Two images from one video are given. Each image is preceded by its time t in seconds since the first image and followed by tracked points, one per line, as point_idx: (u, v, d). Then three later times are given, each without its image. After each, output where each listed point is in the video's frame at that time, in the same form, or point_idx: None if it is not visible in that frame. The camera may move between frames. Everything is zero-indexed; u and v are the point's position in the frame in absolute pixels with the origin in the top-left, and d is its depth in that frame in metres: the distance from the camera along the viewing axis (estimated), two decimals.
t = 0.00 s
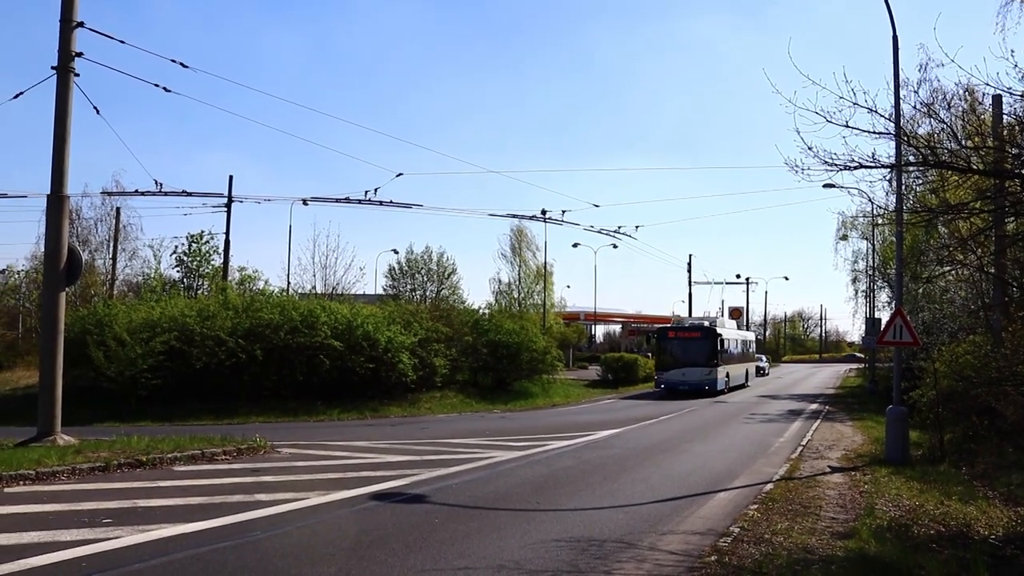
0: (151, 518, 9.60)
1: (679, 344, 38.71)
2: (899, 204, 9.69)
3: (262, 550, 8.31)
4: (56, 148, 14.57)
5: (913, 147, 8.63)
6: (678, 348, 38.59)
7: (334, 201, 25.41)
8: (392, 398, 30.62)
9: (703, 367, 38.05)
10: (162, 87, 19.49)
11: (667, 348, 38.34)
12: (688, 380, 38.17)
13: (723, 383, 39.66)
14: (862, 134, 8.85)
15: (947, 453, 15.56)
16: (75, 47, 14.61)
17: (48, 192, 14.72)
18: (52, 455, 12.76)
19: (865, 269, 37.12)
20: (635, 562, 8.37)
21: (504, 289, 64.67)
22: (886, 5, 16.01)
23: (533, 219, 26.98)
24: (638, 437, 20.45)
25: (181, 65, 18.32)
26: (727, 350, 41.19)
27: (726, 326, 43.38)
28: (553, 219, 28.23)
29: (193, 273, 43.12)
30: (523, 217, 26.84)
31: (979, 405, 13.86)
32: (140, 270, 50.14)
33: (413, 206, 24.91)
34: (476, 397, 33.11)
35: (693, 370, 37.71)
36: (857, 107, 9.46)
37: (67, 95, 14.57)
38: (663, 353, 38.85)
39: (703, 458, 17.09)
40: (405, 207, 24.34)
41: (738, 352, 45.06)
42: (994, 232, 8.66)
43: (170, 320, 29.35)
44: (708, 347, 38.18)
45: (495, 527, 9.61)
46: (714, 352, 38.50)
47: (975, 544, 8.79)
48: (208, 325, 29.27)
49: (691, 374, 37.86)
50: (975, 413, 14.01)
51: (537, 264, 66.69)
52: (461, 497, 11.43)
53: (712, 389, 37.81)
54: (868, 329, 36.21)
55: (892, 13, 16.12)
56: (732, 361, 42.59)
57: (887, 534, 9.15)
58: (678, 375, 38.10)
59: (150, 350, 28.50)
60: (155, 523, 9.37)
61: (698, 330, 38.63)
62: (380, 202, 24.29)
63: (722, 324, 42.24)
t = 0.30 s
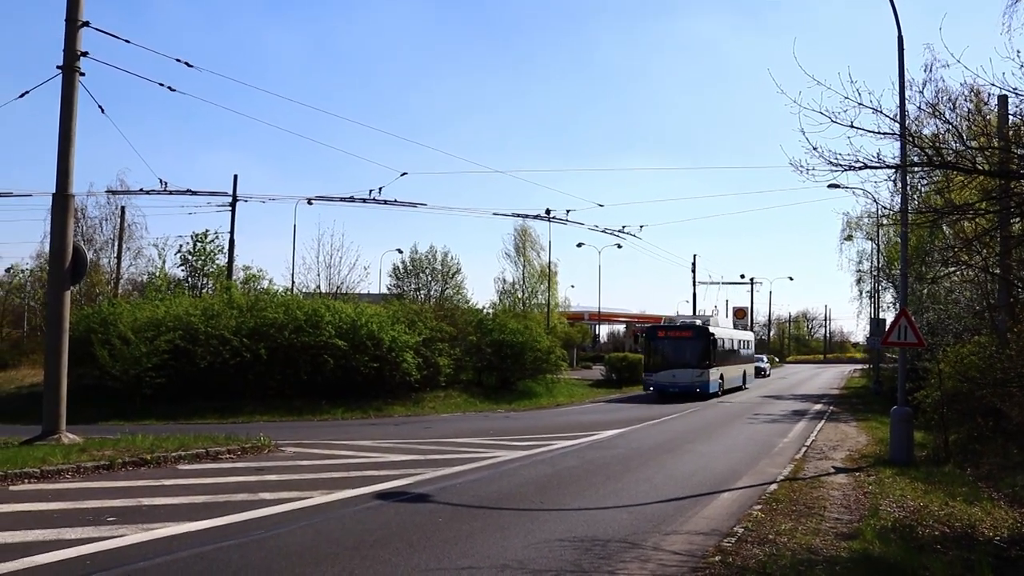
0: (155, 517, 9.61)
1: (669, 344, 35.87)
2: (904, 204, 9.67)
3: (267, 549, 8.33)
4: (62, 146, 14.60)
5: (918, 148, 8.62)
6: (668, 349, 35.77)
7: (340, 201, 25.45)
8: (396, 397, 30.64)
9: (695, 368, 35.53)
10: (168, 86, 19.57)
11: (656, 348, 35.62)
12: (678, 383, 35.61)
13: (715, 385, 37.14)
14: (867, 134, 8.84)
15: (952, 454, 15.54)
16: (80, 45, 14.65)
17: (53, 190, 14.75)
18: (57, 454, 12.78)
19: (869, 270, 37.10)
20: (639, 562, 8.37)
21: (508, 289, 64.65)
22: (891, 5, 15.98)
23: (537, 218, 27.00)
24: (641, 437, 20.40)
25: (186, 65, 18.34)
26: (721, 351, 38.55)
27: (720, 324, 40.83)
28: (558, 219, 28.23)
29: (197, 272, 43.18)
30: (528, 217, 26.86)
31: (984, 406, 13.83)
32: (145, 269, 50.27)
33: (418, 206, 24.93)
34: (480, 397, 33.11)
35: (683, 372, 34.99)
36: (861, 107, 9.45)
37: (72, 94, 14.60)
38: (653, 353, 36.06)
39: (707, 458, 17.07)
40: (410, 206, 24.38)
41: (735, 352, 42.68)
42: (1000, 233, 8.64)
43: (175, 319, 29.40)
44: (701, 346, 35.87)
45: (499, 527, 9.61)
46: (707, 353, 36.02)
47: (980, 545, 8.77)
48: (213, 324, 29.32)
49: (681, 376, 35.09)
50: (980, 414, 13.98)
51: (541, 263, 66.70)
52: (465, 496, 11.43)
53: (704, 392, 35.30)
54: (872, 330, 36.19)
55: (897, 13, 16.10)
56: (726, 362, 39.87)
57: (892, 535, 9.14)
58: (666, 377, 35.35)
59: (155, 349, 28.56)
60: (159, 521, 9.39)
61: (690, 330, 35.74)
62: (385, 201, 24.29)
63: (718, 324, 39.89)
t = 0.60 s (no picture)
0: (165, 519, 9.64)
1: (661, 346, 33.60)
2: (912, 206, 9.65)
3: (276, 551, 8.36)
4: (71, 149, 14.67)
5: (927, 149, 8.59)
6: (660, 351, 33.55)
7: (348, 203, 25.50)
8: (404, 399, 30.67)
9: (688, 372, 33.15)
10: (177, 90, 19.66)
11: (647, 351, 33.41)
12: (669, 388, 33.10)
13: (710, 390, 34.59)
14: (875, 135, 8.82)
15: (961, 456, 15.47)
16: (89, 49, 14.70)
17: (63, 193, 14.81)
18: (66, 456, 12.84)
19: (877, 271, 37.04)
20: (648, 564, 8.37)
21: (516, 291, 64.58)
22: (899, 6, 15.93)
23: (545, 220, 27.03)
24: (648, 439, 20.34)
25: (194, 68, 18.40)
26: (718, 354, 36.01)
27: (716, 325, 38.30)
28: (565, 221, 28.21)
29: (205, 275, 43.29)
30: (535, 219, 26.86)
31: (994, 407, 13.89)
32: (153, 271, 50.45)
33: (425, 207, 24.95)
34: (488, 399, 33.11)
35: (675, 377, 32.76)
36: (869, 109, 9.45)
37: (81, 98, 14.66)
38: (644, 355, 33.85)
39: (715, 460, 17.05)
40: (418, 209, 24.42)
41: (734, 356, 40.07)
42: (1010, 234, 8.62)
43: (183, 321, 29.49)
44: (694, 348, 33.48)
45: (507, 529, 9.62)
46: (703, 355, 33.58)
47: (990, 549, 8.73)
48: (221, 327, 29.39)
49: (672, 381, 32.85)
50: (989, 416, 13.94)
51: (549, 266, 66.66)
52: (473, 499, 11.44)
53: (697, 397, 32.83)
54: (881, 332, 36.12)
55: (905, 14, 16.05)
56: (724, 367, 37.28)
57: (901, 538, 9.12)
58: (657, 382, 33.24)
59: (163, 351, 28.68)
60: (168, 523, 9.42)
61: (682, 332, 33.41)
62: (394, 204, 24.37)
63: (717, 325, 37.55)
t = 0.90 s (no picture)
0: (175, 518, 9.68)
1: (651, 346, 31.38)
2: (924, 205, 9.62)
3: (287, 550, 8.38)
4: (83, 151, 14.75)
5: (938, 149, 8.56)
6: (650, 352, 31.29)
7: (358, 202, 25.59)
8: (413, 399, 30.71)
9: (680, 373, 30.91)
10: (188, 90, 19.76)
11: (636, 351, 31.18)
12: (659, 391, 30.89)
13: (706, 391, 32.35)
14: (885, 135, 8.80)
15: (973, 458, 15.39)
16: (100, 50, 14.78)
17: (74, 193, 14.89)
18: (78, 455, 12.91)
19: (888, 271, 36.96)
20: (658, 565, 8.36)
21: (526, 291, 64.55)
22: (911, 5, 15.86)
23: (555, 220, 27.03)
24: (658, 440, 20.24)
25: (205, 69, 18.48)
26: (715, 354, 33.81)
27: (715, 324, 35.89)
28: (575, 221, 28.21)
29: (216, 275, 43.45)
30: (545, 219, 26.88)
31: (1007, 408, 14.18)
32: (164, 271, 50.71)
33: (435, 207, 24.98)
34: (498, 399, 33.11)
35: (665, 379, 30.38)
36: (881, 108, 9.44)
37: (93, 99, 14.73)
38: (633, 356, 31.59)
39: (725, 461, 17.01)
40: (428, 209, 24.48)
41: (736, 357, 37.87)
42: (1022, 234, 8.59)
43: (194, 321, 29.62)
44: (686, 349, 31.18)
45: (517, 529, 9.63)
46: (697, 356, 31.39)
47: (1003, 550, 8.68)
48: (232, 326, 29.49)
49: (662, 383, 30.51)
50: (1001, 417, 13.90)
51: (559, 265, 66.63)
52: (483, 499, 11.45)
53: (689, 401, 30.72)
54: (892, 332, 36.00)
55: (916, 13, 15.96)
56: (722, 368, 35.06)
57: (912, 539, 9.08)
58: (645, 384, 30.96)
59: (174, 351, 28.85)
60: (179, 522, 9.45)
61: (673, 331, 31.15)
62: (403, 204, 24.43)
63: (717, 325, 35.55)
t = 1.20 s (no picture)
0: (191, 520, 9.73)
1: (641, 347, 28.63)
2: (940, 205, 9.57)
3: (302, 552, 8.40)
4: (98, 155, 14.84)
5: (954, 148, 8.53)
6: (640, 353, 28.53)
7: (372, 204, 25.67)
8: (428, 401, 30.72)
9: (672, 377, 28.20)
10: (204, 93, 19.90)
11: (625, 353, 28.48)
12: (650, 396, 28.30)
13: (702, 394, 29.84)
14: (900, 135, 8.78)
15: (991, 459, 15.30)
16: (116, 54, 14.88)
17: (90, 197, 14.99)
18: (95, 456, 12.99)
19: (904, 271, 36.72)
20: (673, 566, 8.34)
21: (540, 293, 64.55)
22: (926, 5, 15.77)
23: (569, 221, 27.02)
24: (673, 441, 20.18)
25: (220, 72, 18.56)
26: (715, 355, 31.43)
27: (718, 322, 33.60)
28: (589, 222, 28.17)
29: (231, 277, 43.65)
30: (558, 220, 26.88)
31: None
32: (179, 274, 51.00)
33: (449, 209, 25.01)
34: (512, 401, 33.08)
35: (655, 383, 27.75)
36: (896, 108, 9.40)
37: (108, 102, 14.83)
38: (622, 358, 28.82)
39: (740, 462, 16.95)
40: (442, 211, 24.53)
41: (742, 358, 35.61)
42: None
43: (209, 323, 29.81)
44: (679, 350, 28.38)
45: (532, 531, 9.64)
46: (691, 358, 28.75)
47: (1022, 553, 8.61)
48: (246, 329, 29.61)
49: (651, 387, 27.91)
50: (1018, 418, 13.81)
51: (573, 267, 66.58)
52: (497, 500, 11.46)
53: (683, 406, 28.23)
54: (907, 333, 35.82)
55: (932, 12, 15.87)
56: (725, 369, 32.79)
57: (929, 542, 9.03)
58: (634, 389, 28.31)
59: (189, 353, 29.14)
60: (195, 524, 9.50)
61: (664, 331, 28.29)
62: (417, 206, 24.46)
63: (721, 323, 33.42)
